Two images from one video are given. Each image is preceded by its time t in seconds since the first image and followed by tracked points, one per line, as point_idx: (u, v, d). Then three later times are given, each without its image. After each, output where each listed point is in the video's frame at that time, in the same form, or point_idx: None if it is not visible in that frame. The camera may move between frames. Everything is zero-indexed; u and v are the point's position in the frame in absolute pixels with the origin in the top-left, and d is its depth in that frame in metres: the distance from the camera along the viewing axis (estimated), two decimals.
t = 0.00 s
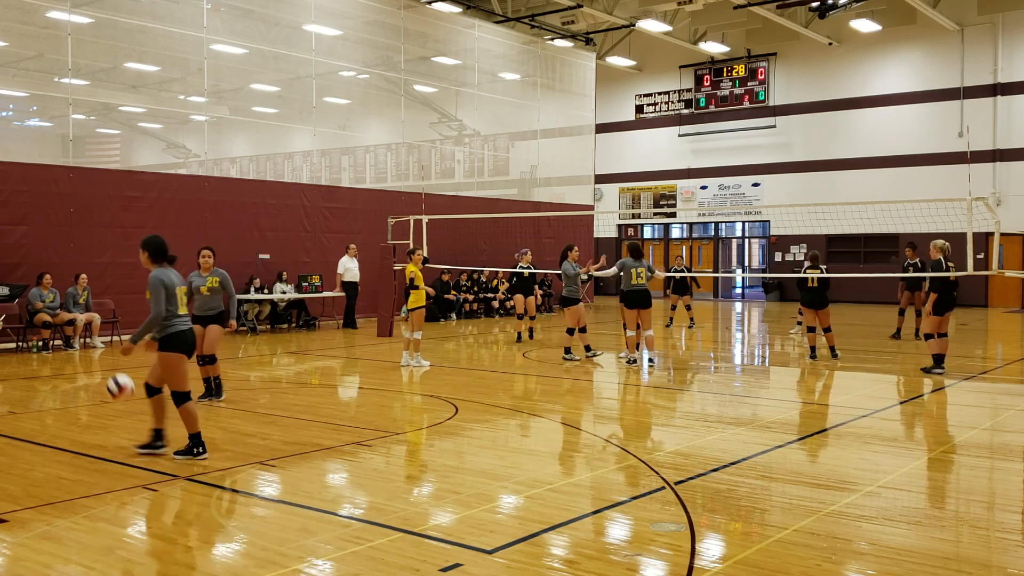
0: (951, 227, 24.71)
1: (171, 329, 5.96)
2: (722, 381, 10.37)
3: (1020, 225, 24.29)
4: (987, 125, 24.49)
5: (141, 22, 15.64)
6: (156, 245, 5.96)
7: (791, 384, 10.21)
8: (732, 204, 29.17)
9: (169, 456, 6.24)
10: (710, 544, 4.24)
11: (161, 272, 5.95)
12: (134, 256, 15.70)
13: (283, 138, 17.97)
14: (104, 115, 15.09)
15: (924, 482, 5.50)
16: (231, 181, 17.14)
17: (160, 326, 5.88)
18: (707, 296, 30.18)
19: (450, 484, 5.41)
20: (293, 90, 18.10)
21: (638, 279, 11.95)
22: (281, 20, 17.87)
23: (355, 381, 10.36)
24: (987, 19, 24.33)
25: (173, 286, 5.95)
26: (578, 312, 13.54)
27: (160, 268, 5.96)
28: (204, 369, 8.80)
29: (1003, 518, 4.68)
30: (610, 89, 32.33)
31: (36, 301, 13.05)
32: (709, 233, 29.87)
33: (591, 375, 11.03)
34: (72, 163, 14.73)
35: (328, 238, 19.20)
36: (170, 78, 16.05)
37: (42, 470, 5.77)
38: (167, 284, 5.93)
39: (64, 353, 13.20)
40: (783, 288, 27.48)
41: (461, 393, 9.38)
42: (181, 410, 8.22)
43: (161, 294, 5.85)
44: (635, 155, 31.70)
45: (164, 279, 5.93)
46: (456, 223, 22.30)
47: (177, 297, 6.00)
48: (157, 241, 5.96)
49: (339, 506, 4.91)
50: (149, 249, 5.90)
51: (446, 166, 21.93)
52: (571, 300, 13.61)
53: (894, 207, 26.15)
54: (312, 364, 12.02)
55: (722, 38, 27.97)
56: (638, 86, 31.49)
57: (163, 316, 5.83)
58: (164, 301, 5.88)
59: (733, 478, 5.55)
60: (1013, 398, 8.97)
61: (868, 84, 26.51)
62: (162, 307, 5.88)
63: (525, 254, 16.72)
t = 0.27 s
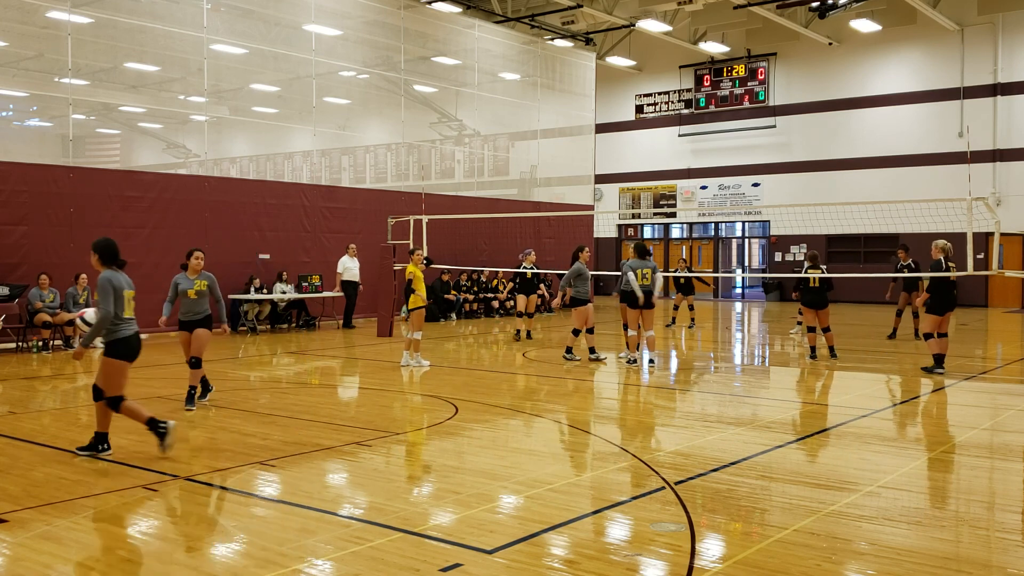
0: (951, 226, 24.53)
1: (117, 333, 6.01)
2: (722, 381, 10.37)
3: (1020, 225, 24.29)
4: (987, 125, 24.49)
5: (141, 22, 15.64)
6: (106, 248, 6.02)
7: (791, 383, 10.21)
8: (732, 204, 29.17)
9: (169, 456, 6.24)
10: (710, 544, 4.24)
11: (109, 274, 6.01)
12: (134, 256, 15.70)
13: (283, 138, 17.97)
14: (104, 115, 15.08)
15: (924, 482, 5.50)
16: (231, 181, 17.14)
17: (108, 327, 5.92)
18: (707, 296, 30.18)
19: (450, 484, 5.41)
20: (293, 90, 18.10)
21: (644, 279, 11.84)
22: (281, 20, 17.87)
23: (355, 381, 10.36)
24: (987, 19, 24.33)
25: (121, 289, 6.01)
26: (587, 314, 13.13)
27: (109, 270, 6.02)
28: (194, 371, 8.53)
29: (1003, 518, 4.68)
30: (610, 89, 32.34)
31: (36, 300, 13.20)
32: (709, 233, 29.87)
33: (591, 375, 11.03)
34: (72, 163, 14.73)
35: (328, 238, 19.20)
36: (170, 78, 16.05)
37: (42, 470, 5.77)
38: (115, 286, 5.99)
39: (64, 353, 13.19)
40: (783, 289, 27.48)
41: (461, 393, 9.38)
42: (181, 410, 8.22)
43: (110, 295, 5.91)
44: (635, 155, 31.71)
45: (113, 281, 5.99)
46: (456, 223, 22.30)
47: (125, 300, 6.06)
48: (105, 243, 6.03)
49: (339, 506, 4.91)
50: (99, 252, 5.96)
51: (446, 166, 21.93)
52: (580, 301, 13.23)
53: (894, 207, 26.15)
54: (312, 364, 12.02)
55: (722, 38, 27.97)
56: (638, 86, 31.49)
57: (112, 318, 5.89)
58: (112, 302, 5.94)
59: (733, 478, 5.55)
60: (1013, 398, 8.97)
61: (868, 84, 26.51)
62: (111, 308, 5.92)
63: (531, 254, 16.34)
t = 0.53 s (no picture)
0: (951, 226, 24.48)
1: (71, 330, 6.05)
2: (722, 381, 10.37)
3: (1020, 225, 24.30)
4: (987, 125, 24.48)
5: (141, 22, 15.64)
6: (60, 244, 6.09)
7: (791, 384, 10.21)
8: (732, 204, 29.18)
9: (169, 456, 6.24)
10: (710, 544, 4.24)
11: (62, 271, 6.06)
12: (134, 255, 15.70)
13: (283, 138, 17.97)
14: (104, 115, 15.09)
15: (924, 482, 5.50)
16: (231, 181, 17.14)
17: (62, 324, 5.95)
18: (707, 296, 30.17)
19: (450, 484, 5.41)
20: (293, 90, 18.09)
21: (650, 280, 11.82)
22: (281, 20, 17.87)
23: (355, 381, 10.36)
24: (987, 19, 24.33)
25: (74, 285, 6.07)
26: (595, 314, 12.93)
27: (62, 266, 6.07)
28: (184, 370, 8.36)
29: (1003, 518, 4.68)
30: (610, 89, 32.34)
31: (33, 300, 13.05)
32: (709, 233, 29.86)
33: (591, 375, 11.03)
34: (72, 163, 14.73)
35: (328, 238, 19.20)
36: (170, 78, 16.06)
37: (41, 470, 5.77)
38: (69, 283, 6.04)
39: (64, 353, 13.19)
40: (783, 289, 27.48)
41: (460, 393, 9.38)
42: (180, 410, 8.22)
43: (61, 291, 5.95)
44: (635, 155, 31.71)
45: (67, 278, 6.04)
46: (456, 222, 22.30)
47: (77, 297, 6.11)
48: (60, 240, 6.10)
49: (339, 506, 4.91)
50: (51, 250, 6.03)
51: (446, 166, 21.93)
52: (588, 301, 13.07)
53: (894, 207, 26.16)
54: (312, 364, 12.02)
55: (722, 38, 27.96)
56: (638, 86, 31.49)
57: (63, 314, 5.94)
58: (65, 298, 5.99)
59: (733, 478, 5.55)
60: (1012, 398, 8.97)
61: (867, 84, 26.51)
62: (64, 304, 5.97)
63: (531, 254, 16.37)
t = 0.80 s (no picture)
0: (951, 227, 24.49)
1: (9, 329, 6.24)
2: (722, 381, 10.37)
3: (1020, 225, 24.30)
4: (987, 125, 24.49)
5: (141, 22, 15.64)
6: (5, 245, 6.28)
7: (791, 384, 10.21)
8: (732, 204, 29.18)
9: (169, 456, 6.24)
10: (710, 544, 4.24)
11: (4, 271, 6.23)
12: (134, 255, 15.70)
13: (283, 138, 17.97)
14: (104, 115, 15.09)
15: (924, 482, 5.50)
16: (231, 181, 17.14)
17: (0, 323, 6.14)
18: (707, 296, 30.16)
19: (450, 484, 5.41)
20: (293, 90, 18.09)
21: (654, 280, 11.76)
22: (281, 20, 17.87)
23: (355, 381, 10.36)
24: (987, 19, 24.33)
25: (16, 286, 6.23)
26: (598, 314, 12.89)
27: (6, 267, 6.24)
28: (172, 374, 8.29)
29: (1003, 518, 4.68)
30: (610, 89, 32.34)
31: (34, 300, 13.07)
32: (709, 233, 29.86)
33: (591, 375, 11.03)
34: (72, 163, 14.73)
35: (328, 238, 19.20)
36: (170, 78, 16.05)
37: (41, 470, 5.77)
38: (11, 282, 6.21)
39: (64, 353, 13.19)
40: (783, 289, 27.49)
41: (460, 393, 9.38)
42: (181, 410, 8.22)
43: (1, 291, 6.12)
44: (635, 155, 31.71)
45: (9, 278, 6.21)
46: (456, 223, 22.29)
47: (19, 297, 6.27)
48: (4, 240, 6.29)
49: (339, 506, 4.91)
50: None
51: (446, 166, 21.93)
52: (590, 301, 12.97)
53: (894, 207, 26.17)
54: (312, 364, 12.02)
55: (722, 38, 27.96)
56: (638, 86, 31.49)
57: (4, 313, 6.11)
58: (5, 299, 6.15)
59: (733, 478, 5.55)
60: (1012, 398, 8.97)
61: (868, 84, 26.51)
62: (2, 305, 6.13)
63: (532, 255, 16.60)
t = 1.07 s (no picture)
0: (951, 227, 24.50)
1: None
2: (722, 381, 10.37)
3: (1020, 225, 24.30)
4: (987, 125, 24.49)
5: (141, 22, 15.64)
6: None
7: (791, 383, 10.21)
8: (732, 204, 29.18)
9: (169, 456, 6.24)
10: (710, 544, 4.24)
11: None
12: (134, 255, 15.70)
13: (283, 138, 17.97)
14: (104, 115, 15.09)
15: (924, 482, 5.50)
16: (231, 181, 17.14)
17: None
18: (707, 296, 30.15)
19: (450, 484, 5.41)
20: (293, 90, 18.09)
21: (656, 280, 11.76)
22: (281, 20, 17.86)
23: (355, 381, 10.36)
24: (987, 19, 24.33)
25: None
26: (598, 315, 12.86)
27: None
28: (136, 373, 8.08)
29: (1003, 518, 4.68)
30: (610, 89, 32.34)
31: (36, 301, 13.12)
32: (709, 233, 29.86)
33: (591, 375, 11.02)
34: (72, 163, 14.73)
35: (328, 238, 19.20)
36: (170, 78, 16.06)
37: (41, 470, 5.77)
38: None
39: (64, 353, 13.20)
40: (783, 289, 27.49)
41: (460, 393, 9.38)
42: (181, 410, 8.22)
43: None
44: (635, 155, 31.71)
45: None
46: (456, 223, 22.29)
47: None
48: None
49: (339, 506, 4.91)
50: None
51: (446, 166, 21.94)
52: (590, 301, 12.93)
53: (894, 207, 26.16)
54: (312, 364, 12.02)
55: (722, 39, 27.96)
56: (638, 86, 31.49)
57: None
58: None
59: (733, 478, 5.55)
60: (1012, 398, 8.97)
61: (868, 84, 26.51)
62: None
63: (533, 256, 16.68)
